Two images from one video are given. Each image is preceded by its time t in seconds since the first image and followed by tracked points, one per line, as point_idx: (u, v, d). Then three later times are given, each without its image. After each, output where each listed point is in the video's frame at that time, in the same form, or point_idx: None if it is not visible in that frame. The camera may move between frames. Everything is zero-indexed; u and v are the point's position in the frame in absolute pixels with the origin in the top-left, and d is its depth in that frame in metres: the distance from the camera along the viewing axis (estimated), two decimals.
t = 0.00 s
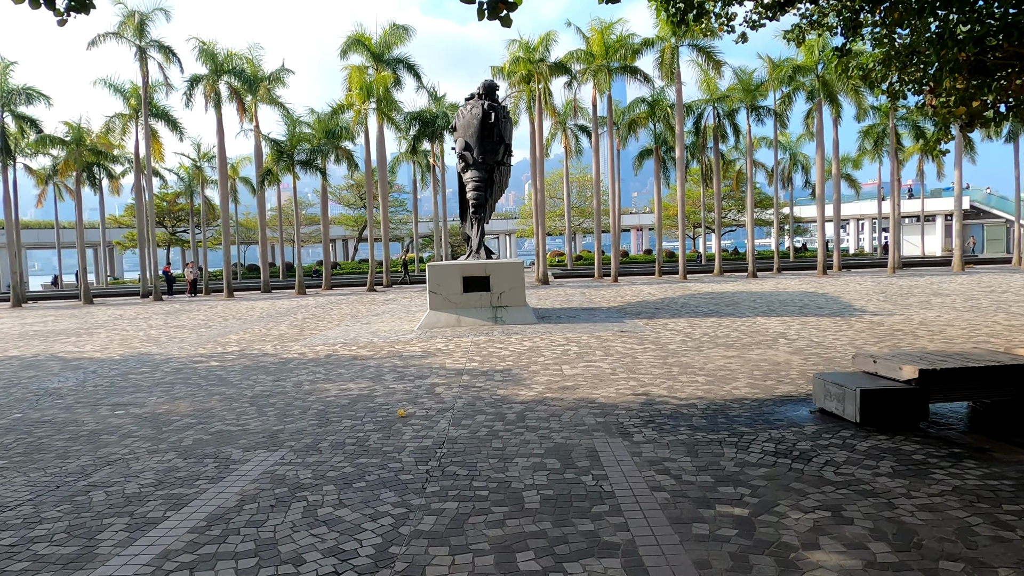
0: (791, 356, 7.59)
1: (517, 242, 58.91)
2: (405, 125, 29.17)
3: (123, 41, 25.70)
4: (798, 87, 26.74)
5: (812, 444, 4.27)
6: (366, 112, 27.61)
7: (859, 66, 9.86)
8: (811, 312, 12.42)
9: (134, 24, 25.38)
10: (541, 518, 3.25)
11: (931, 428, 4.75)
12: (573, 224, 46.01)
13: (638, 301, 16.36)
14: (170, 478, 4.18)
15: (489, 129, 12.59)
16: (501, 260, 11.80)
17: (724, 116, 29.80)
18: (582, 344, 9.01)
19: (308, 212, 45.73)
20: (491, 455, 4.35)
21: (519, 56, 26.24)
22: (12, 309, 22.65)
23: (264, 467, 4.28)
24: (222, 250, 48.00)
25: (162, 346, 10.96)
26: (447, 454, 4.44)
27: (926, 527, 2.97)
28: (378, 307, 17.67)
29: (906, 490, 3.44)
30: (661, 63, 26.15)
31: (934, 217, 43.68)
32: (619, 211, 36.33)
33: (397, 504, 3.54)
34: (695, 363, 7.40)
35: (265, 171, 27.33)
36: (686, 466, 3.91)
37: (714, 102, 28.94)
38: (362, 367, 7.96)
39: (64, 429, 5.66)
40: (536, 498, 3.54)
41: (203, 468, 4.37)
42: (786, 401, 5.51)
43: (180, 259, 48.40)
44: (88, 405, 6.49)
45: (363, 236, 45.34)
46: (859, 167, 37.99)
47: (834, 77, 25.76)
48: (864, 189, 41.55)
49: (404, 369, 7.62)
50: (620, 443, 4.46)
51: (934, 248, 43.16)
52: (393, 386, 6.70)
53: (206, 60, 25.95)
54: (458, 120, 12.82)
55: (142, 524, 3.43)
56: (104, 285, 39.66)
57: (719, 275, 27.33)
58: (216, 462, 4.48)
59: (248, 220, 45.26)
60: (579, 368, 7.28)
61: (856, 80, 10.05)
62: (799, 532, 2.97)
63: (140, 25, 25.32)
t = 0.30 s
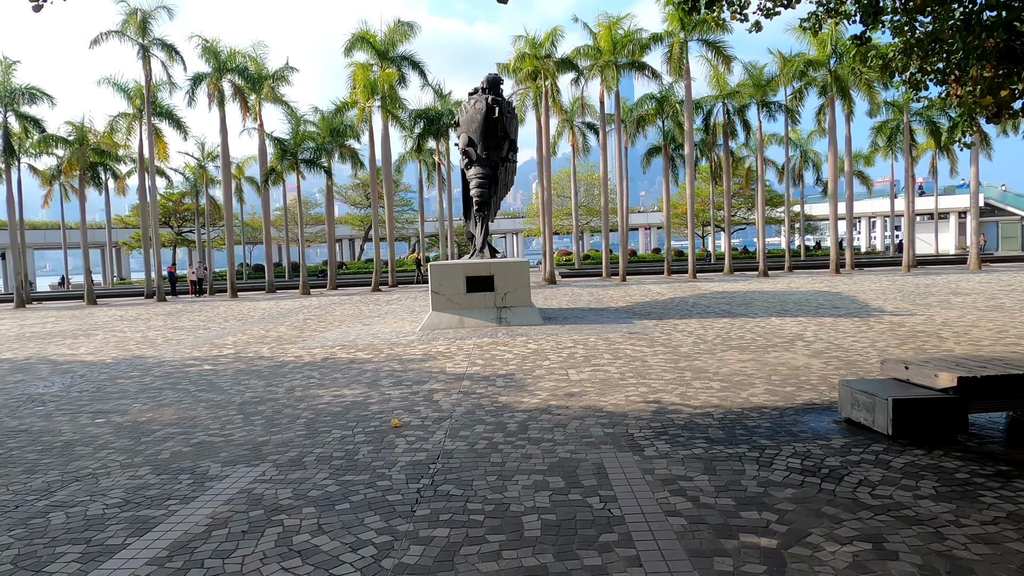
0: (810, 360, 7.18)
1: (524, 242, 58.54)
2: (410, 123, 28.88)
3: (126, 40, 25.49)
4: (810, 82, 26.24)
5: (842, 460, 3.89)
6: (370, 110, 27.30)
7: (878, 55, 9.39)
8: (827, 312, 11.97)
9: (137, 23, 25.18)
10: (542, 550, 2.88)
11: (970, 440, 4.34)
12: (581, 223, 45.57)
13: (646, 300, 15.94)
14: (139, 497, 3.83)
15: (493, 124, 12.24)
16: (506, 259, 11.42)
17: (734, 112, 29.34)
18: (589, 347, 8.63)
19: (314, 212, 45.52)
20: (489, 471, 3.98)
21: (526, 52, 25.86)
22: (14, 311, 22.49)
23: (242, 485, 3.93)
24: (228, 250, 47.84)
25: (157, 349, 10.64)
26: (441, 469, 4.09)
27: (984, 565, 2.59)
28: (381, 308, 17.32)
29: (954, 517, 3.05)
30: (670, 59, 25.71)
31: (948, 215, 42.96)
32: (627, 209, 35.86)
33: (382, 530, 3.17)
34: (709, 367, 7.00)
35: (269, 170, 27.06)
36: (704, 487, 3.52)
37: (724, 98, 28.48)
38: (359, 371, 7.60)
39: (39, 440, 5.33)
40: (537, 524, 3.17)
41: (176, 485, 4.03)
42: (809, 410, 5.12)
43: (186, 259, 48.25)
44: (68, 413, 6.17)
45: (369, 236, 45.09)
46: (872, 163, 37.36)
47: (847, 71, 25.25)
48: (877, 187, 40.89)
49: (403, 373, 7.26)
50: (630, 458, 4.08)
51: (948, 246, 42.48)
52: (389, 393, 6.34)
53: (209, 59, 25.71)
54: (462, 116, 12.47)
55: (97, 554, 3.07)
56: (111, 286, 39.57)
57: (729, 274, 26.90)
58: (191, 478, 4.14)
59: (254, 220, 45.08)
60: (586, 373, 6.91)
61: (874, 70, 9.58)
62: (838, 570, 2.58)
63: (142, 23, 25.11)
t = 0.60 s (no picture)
0: (826, 368, 6.81)
1: (531, 242, 58.19)
2: (414, 123, 28.59)
3: (128, 39, 25.29)
4: (820, 80, 25.78)
5: (867, 486, 3.53)
6: (373, 109, 27.01)
7: (894, 48, 8.95)
8: (840, 315, 11.57)
9: (139, 23, 24.98)
10: None
11: (1005, 462, 3.97)
12: (588, 223, 45.18)
13: (653, 303, 15.58)
14: (95, 525, 3.51)
15: (495, 122, 11.90)
16: (508, 261, 11.10)
17: (743, 110, 28.91)
18: (593, 353, 8.27)
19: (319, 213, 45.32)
20: (479, 497, 3.64)
21: (531, 50, 25.52)
22: (15, 313, 22.36)
23: (208, 512, 3.60)
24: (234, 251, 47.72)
25: (149, 354, 10.37)
26: (427, 493, 3.75)
27: None
28: (383, 310, 17.00)
29: (1000, 559, 2.69)
30: (677, 56, 25.31)
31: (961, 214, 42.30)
32: (634, 209, 35.45)
33: (354, 570, 2.84)
34: (719, 376, 6.63)
35: (272, 171, 26.83)
36: (715, 520, 3.16)
37: (733, 96, 28.04)
38: (352, 379, 7.27)
39: (6, 455, 5.03)
40: (528, 564, 2.82)
41: (139, 511, 3.70)
42: (828, 426, 4.74)
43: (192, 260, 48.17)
44: (43, 425, 5.87)
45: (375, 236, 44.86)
46: (884, 162, 36.78)
47: (858, 69, 24.79)
48: (889, 186, 40.29)
49: (397, 383, 6.93)
50: (634, 483, 3.72)
51: (962, 245, 41.82)
52: (380, 404, 6.01)
53: (211, 58, 25.49)
54: (463, 113, 12.14)
55: None
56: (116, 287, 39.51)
57: (738, 275, 26.49)
58: (156, 503, 3.82)
59: (259, 220, 44.90)
60: (590, 382, 6.56)
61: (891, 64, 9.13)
62: None
63: (145, 23, 24.90)
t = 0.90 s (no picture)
0: (840, 374, 6.42)
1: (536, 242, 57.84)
2: (417, 122, 28.31)
3: (129, 38, 25.07)
4: (829, 77, 25.31)
5: (894, 511, 3.15)
6: (376, 108, 26.71)
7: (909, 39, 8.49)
8: (852, 317, 11.15)
9: (140, 21, 24.76)
10: None
11: None
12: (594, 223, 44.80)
13: (659, 304, 15.19)
14: (34, 552, 3.17)
15: (494, 117, 11.54)
16: (508, 261, 10.70)
17: (751, 108, 28.46)
18: (595, 357, 7.89)
19: (323, 213, 45.08)
20: (460, 521, 3.27)
21: (535, 47, 25.15)
22: (15, 315, 22.20)
23: (160, 537, 3.25)
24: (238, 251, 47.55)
25: (137, 357, 10.05)
26: (404, 516, 3.38)
27: None
28: (383, 311, 16.66)
29: None
30: (684, 53, 24.91)
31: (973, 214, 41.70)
32: (639, 208, 35.05)
33: None
34: (727, 382, 6.25)
35: (273, 171, 26.57)
36: (724, 552, 2.78)
37: (740, 93, 27.60)
38: (340, 384, 6.92)
39: None
40: None
41: (85, 534, 3.36)
42: (846, 439, 4.35)
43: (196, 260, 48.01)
44: (9, 434, 5.55)
45: (379, 237, 44.64)
46: (894, 161, 36.24)
47: (868, 65, 24.33)
48: (899, 185, 39.72)
49: (386, 388, 6.57)
50: (633, 505, 3.34)
51: (974, 246, 41.22)
52: (366, 411, 5.65)
53: (212, 56, 25.23)
54: (462, 109, 11.78)
55: None
56: (120, 288, 39.39)
57: (745, 275, 26.09)
58: (105, 524, 3.47)
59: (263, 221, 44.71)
60: (590, 388, 6.19)
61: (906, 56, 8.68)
62: None
63: (145, 21, 24.67)
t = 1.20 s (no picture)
0: (863, 383, 6.03)
1: (544, 243, 57.49)
2: (422, 121, 28.02)
3: (133, 38, 24.90)
4: (842, 74, 24.83)
5: (940, 546, 2.78)
6: (381, 108, 26.40)
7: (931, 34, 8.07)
8: (871, 320, 10.73)
9: (144, 21, 24.59)
10: None
11: None
12: (602, 224, 44.38)
13: (669, 306, 14.80)
14: None
15: (498, 114, 11.18)
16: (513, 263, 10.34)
17: (762, 107, 28.00)
18: (602, 363, 7.53)
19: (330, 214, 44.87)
20: (449, 555, 2.92)
21: (542, 46, 24.78)
22: (18, 317, 22.04)
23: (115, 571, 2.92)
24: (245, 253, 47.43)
25: (131, 362, 9.75)
26: (387, 547, 3.03)
27: None
28: (386, 313, 16.33)
29: None
30: (694, 51, 24.49)
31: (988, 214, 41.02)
32: (648, 209, 34.62)
33: None
34: (742, 391, 5.87)
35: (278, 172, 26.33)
36: None
37: (751, 92, 27.15)
38: (334, 392, 6.59)
39: None
40: None
41: (35, 567, 3.03)
42: (877, 458, 3.97)
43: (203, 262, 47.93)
44: None
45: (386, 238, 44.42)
46: (907, 160, 35.64)
47: (882, 62, 23.86)
48: (913, 185, 39.11)
49: (381, 398, 6.23)
50: (645, 537, 2.99)
51: (989, 246, 40.54)
52: (357, 423, 5.31)
53: (216, 56, 24.99)
54: (465, 106, 11.43)
55: None
56: (127, 289, 39.31)
57: (756, 277, 25.66)
58: (59, 555, 3.14)
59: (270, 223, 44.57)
60: (596, 398, 5.82)
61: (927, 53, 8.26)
62: None
63: (149, 21, 24.49)
